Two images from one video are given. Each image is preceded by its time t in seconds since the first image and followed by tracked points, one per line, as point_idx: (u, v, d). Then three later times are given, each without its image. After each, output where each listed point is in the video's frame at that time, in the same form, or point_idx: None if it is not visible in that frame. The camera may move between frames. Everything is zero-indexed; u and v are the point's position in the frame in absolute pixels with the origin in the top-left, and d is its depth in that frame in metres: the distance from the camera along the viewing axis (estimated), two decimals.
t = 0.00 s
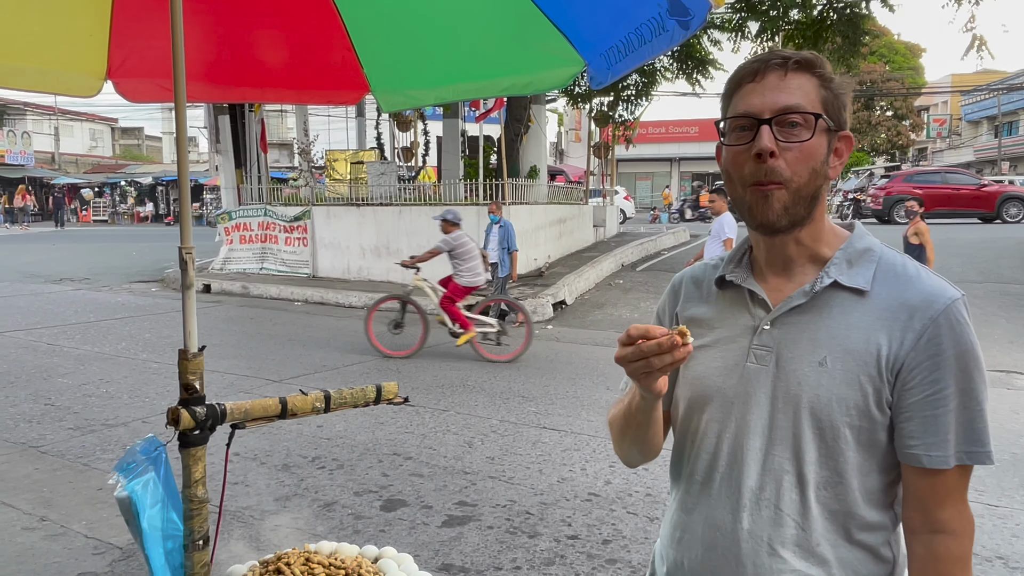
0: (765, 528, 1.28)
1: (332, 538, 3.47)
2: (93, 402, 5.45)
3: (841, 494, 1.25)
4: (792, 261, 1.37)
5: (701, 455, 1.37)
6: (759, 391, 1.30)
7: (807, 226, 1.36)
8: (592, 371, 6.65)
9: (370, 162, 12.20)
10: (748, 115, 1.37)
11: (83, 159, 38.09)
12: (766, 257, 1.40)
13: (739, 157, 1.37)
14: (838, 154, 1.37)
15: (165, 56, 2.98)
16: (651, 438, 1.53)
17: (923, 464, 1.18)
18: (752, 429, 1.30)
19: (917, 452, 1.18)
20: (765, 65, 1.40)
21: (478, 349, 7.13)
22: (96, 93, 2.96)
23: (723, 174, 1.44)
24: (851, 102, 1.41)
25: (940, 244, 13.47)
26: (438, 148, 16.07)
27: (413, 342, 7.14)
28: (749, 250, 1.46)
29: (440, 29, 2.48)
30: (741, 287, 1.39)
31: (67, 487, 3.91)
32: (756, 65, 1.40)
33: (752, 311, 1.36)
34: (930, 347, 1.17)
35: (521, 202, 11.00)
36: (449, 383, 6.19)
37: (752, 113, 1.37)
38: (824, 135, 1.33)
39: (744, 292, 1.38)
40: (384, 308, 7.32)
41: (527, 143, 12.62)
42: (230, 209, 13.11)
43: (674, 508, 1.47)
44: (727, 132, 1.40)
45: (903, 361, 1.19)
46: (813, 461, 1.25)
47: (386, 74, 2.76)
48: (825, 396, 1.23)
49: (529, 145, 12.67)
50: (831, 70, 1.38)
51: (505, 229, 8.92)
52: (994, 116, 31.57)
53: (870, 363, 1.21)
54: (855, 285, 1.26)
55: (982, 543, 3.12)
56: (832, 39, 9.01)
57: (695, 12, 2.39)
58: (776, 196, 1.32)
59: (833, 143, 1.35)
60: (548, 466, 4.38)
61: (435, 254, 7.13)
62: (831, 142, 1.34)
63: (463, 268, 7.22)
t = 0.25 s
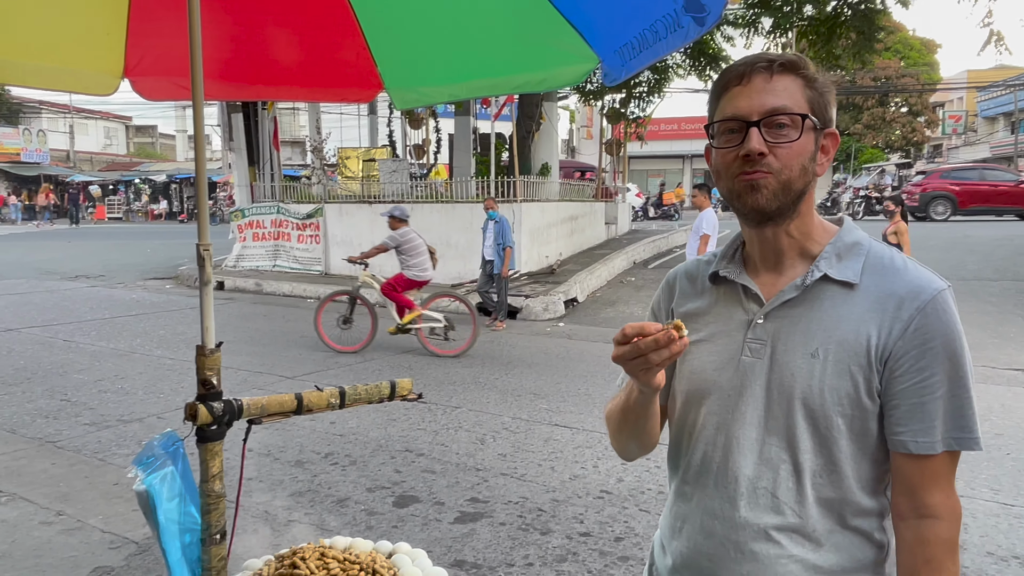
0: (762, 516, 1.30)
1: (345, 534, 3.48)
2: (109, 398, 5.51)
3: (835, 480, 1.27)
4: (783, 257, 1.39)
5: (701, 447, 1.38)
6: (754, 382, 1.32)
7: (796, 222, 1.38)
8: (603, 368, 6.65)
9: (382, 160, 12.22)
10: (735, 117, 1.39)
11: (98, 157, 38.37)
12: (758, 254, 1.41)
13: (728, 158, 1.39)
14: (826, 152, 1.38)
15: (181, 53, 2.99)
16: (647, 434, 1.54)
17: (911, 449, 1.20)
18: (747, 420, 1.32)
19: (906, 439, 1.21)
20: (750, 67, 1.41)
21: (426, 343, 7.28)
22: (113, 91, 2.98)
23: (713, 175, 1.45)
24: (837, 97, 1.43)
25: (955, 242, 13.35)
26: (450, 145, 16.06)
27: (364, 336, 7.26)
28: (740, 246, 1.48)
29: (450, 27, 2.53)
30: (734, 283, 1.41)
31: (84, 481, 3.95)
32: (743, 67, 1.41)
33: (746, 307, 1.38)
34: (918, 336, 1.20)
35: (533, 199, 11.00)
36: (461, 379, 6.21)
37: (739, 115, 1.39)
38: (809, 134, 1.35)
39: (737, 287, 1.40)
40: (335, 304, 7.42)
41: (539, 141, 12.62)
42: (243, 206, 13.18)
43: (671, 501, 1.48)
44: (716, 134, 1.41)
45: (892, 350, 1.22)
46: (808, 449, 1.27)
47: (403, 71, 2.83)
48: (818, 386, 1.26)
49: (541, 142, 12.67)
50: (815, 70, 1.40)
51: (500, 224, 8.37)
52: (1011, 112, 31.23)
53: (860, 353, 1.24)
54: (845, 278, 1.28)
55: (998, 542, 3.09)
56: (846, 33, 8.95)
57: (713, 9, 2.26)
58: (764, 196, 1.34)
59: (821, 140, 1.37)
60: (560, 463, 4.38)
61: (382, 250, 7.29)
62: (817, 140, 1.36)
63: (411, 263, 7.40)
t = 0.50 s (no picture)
0: (772, 507, 1.30)
1: (354, 529, 3.49)
2: (120, 394, 5.54)
3: (840, 470, 1.27)
4: (784, 251, 1.38)
5: (709, 441, 1.38)
6: (759, 375, 1.32)
7: (796, 216, 1.38)
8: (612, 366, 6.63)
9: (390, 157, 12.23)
10: (729, 114, 1.39)
11: (109, 154, 38.57)
12: (758, 249, 1.41)
13: (724, 155, 1.38)
14: (820, 146, 1.38)
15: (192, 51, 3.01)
16: (635, 413, 1.49)
17: (913, 436, 1.21)
18: (754, 413, 1.32)
19: (910, 426, 1.21)
20: (742, 66, 1.42)
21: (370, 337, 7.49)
22: (125, 87, 3.00)
23: (710, 173, 1.45)
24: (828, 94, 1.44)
25: (966, 240, 13.28)
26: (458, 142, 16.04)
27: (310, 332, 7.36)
28: (740, 242, 1.47)
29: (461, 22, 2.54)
30: (737, 278, 1.40)
31: (95, 476, 3.97)
32: (734, 67, 1.42)
33: (749, 301, 1.37)
34: (921, 324, 1.21)
35: (541, 197, 10.99)
36: (469, 377, 6.22)
37: (733, 112, 1.39)
38: (803, 128, 1.35)
39: (739, 282, 1.40)
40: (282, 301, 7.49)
41: (547, 138, 12.60)
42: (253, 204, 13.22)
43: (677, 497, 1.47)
44: (711, 132, 1.41)
45: (895, 339, 1.22)
46: (815, 440, 1.27)
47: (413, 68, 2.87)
48: (824, 376, 1.26)
49: (549, 140, 12.65)
50: (804, 65, 1.41)
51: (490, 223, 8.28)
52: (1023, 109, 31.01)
53: (865, 343, 1.24)
54: (847, 270, 1.29)
55: (1010, 541, 3.08)
56: (857, 30, 8.87)
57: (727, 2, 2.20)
58: (762, 190, 1.33)
59: (816, 134, 1.37)
60: (569, 460, 4.38)
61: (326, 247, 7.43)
62: (810, 134, 1.36)
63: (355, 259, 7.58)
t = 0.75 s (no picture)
0: (780, 499, 1.29)
1: (360, 526, 3.50)
2: (126, 390, 5.56)
3: (851, 461, 1.27)
4: (788, 243, 1.38)
5: (710, 434, 1.36)
6: (766, 366, 1.31)
7: (797, 207, 1.37)
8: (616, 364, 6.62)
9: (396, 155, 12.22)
10: (727, 107, 1.38)
11: (115, 152, 38.66)
12: (761, 241, 1.40)
13: (722, 147, 1.37)
14: (819, 138, 1.37)
15: (198, 46, 3.03)
16: (615, 353, 1.40)
17: (926, 426, 1.22)
18: (762, 404, 1.31)
19: (921, 417, 1.22)
20: (738, 62, 1.41)
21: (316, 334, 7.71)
22: (134, 83, 3.00)
23: (709, 167, 1.44)
24: (828, 86, 1.42)
25: (973, 238, 13.22)
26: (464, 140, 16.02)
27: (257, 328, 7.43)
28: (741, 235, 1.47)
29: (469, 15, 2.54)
30: (741, 269, 1.40)
31: (101, 473, 3.99)
32: (730, 63, 1.41)
33: (755, 293, 1.37)
34: (930, 314, 1.22)
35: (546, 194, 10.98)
36: (474, 374, 6.21)
37: (730, 105, 1.38)
38: (802, 119, 1.34)
39: (744, 275, 1.39)
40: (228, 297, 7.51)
41: (553, 136, 12.57)
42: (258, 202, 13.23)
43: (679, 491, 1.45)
44: (710, 126, 1.40)
45: (904, 330, 1.23)
46: (824, 431, 1.27)
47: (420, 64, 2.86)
48: (833, 367, 1.26)
49: (554, 137, 12.63)
50: (800, 58, 1.40)
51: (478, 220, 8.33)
52: None
53: (874, 334, 1.24)
54: (854, 261, 1.29)
55: (1018, 539, 3.06)
56: (864, 27, 8.79)
57: None
58: (762, 182, 1.32)
59: (814, 126, 1.35)
60: (574, 458, 4.37)
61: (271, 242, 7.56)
62: (809, 123, 1.34)
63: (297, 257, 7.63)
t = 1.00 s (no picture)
0: (781, 497, 1.28)
1: (362, 524, 3.50)
2: (129, 388, 5.56)
3: (854, 460, 1.27)
4: (787, 241, 1.37)
5: (709, 433, 1.35)
6: (768, 365, 1.31)
7: (796, 204, 1.37)
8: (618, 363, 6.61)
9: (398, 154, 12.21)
10: (728, 102, 1.37)
11: (118, 151, 38.72)
12: (759, 238, 1.40)
13: (722, 142, 1.36)
14: (819, 136, 1.37)
15: (201, 45, 3.04)
16: (604, 324, 1.39)
17: (931, 424, 1.22)
18: (763, 402, 1.31)
19: (925, 414, 1.23)
20: (740, 58, 1.41)
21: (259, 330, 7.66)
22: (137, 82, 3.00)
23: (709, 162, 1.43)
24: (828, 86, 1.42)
25: (976, 237, 13.19)
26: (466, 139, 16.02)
27: (197, 325, 7.41)
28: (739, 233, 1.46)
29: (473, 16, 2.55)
30: (741, 266, 1.39)
31: (103, 471, 3.99)
32: (731, 59, 1.41)
33: (755, 290, 1.36)
34: (931, 312, 1.22)
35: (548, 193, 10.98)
36: (476, 373, 6.21)
37: (730, 101, 1.37)
38: (802, 116, 1.34)
39: (745, 271, 1.39)
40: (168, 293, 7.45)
41: (555, 135, 12.56)
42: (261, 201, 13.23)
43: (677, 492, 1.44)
44: (710, 122, 1.39)
45: (906, 328, 1.24)
46: (826, 429, 1.27)
47: (423, 62, 2.87)
48: (836, 365, 1.26)
49: (557, 136, 12.62)
50: (800, 58, 1.40)
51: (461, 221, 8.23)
52: None
53: (877, 332, 1.25)
54: (854, 259, 1.29)
55: (1021, 540, 3.06)
56: (867, 26, 8.76)
57: None
58: (762, 176, 1.32)
59: (814, 123, 1.35)
60: (576, 457, 4.37)
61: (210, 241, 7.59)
62: (808, 119, 1.34)
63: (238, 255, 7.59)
